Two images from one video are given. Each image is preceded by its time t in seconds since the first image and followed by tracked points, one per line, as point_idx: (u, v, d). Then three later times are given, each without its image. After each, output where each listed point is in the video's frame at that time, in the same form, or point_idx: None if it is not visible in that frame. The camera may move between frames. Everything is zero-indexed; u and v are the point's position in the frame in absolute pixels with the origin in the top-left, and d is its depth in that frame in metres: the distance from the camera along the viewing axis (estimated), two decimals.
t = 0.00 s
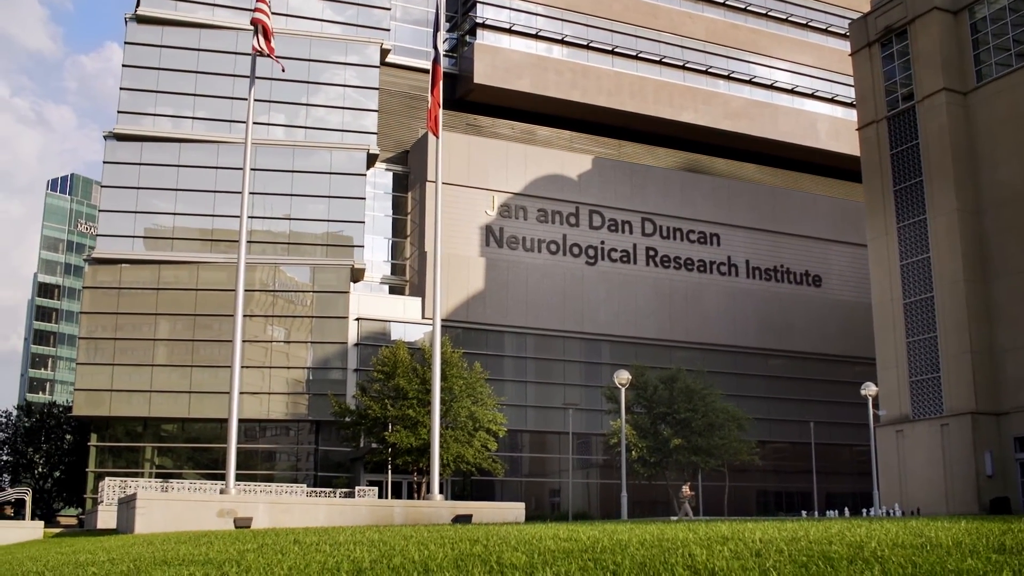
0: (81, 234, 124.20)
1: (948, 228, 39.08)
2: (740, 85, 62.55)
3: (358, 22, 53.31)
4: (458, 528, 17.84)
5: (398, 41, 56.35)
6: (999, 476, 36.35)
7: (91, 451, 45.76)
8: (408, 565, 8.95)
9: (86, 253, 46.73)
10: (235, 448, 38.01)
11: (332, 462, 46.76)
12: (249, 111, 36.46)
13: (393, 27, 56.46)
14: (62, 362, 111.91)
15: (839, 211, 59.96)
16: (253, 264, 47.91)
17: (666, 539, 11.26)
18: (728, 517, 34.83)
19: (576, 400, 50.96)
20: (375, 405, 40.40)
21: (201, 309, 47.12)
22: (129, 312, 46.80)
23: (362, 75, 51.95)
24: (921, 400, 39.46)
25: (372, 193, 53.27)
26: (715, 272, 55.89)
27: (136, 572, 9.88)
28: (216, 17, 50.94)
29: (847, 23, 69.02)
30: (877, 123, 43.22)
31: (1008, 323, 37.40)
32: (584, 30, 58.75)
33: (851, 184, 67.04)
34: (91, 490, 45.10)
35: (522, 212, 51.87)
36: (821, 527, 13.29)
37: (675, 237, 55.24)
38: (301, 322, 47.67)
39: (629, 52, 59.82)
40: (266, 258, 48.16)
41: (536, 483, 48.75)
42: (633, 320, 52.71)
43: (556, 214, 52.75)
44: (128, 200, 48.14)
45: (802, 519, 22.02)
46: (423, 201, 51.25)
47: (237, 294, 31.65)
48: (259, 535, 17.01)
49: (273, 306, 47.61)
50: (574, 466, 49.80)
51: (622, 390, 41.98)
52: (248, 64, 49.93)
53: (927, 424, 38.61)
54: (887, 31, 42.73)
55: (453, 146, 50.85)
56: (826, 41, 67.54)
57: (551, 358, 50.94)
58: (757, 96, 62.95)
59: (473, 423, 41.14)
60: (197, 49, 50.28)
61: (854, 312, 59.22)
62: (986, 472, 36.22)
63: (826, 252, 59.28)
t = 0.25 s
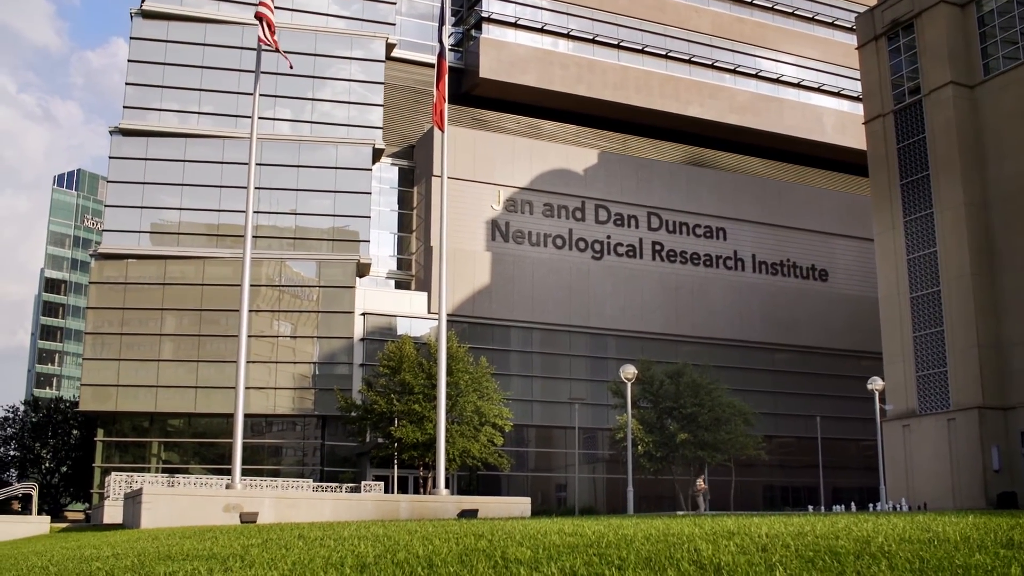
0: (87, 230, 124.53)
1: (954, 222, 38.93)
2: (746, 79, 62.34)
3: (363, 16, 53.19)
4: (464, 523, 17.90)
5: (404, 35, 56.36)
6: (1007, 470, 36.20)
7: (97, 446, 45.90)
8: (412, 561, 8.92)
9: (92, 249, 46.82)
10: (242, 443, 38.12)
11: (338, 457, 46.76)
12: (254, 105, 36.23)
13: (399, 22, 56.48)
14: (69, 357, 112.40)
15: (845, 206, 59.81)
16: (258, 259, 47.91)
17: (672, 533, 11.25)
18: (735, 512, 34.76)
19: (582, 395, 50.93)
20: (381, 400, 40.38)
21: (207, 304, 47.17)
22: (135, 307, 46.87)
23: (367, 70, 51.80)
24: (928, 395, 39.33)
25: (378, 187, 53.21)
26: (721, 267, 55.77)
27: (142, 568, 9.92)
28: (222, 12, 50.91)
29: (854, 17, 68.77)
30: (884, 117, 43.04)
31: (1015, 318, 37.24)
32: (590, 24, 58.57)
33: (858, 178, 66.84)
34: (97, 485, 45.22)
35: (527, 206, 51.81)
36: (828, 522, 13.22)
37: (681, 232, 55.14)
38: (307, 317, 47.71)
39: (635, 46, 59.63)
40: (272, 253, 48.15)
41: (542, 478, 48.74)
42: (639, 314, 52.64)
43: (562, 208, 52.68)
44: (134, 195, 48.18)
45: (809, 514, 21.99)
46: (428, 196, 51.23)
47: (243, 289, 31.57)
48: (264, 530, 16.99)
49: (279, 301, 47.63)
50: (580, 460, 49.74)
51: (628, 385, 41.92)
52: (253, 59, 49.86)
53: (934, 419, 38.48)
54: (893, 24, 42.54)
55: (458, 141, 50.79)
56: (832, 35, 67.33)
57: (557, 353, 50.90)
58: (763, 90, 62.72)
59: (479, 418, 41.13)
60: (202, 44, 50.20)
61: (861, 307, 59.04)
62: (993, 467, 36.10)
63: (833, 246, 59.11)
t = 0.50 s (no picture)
0: (93, 227, 124.84)
1: (960, 219, 38.80)
2: (751, 76, 62.17)
3: (368, 13, 53.12)
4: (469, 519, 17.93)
5: (408, 33, 55.93)
6: (1012, 468, 36.09)
7: (102, 444, 45.99)
8: (415, 559, 8.88)
9: (98, 247, 46.85)
10: (246, 440, 38.13)
11: (343, 454, 46.75)
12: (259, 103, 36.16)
13: (403, 19, 56.11)
14: (74, 355, 112.72)
15: (851, 203, 59.66)
16: (263, 257, 47.86)
17: (677, 530, 11.21)
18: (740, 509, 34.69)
19: (587, 392, 50.88)
20: (386, 397, 40.37)
21: (211, 302, 47.17)
22: (140, 305, 46.88)
23: (371, 67, 51.76)
24: (933, 392, 39.22)
25: (383, 185, 53.31)
26: (726, 264, 55.67)
27: (146, 565, 9.86)
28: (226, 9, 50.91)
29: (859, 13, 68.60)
30: (889, 113, 42.90)
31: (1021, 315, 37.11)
32: (594, 21, 58.47)
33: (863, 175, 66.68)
34: (103, 482, 45.28)
35: (532, 204, 51.77)
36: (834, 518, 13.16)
37: (686, 229, 55.05)
38: (312, 314, 47.66)
39: (640, 43, 59.51)
40: (277, 251, 48.11)
41: (547, 476, 48.69)
42: (644, 312, 52.57)
43: (566, 205, 52.60)
44: (138, 193, 48.21)
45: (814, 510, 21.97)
46: (433, 193, 51.19)
47: (247, 287, 31.51)
48: (269, 527, 16.96)
49: (283, 298, 47.60)
50: (585, 458, 49.70)
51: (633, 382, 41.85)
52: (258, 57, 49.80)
53: (940, 416, 38.38)
54: (899, 21, 42.39)
55: (463, 138, 50.72)
56: (837, 31, 67.17)
57: (562, 350, 50.84)
58: (768, 86, 62.55)
59: (484, 416, 41.10)
60: (207, 42, 50.21)
61: (866, 304, 58.91)
62: (999, 464, 35.98)
63: (838, 244, 58.97)
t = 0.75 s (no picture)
0: (95, 227, 124.98)
1: (963, 217, 38.73)
2: (755, 74, 62.08)
3: (371, 12, 53.14)
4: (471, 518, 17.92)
5: (411, 32, 55.90)
6: (1016, 466, 36.03)
7: (106, 443, 46.06)
8: (417, 557, 8.87)
9: (101, 245, 46.88)
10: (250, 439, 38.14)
11: (347, 453, 46.77)
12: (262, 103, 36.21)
13: (406, 18, 55.92)
14: (77, 355, 113.10)
15: (854, 201, 59.59)
16: (266, 256, 47.84)
17: (679, 529, 11.22)
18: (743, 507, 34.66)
19: (590, 392, 50.87)
20: (389, 396, 40.38)
21: (214, 301, 47.21)
22: (143, 304, 46.91)
23: (374, 66, 51.79)
24: (936, 391, 39.17)
25: (385, 184, 53.29)
26: (729, 263, 55.63)
27: (147, 564, 9.85)
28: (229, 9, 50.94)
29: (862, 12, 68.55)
30: (892, 112, 42.82)
31: None
32: (597, 20, 58.45)
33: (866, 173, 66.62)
34: (105, 481, 45.33)
35: (535, 203, 51.77)
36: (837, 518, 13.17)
37: (689, 228, 55.03)
38: (314, 314, 47.63)
39: (643, 41, 59.48)
40: (280, 250, 48.11)
41: (550, 475, 48.66)
42: (647, 310, 52.55)
43: (569, 204, 52.58)
44: (141, 192, 48.23)
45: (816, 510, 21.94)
46: (436, 192, 51.18)
47: (249, 286, 31.49)
48: (270, 527, 16.96)
49: (286, 297, 47.55)
50: (588, 457, 49.69)
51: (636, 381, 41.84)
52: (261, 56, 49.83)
53: (943, 415, 38.33)
54: (902, 19, 42.32)
55: (466, 137, 50.71)
56: (840, 30, 67.12)
57: (565, 349, 50.83)
58: (772, 85, 62.47)
59: (486, 415, 41.12)
60: (210, 41, 50.26)
61: (869, 303, 58.86)
62: (1002, 463, 35.92)
63: (842, 243, 58.90)
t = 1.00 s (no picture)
0: (97, 226, 125.06)
1: (965, 216, 38.67)
2: (756, 73, 62.00)
3: (373, 11, 53.13)
4: (472, 517, 17.90)
5: (413, 31, 55.93)
6: (1018, 465, 35.97)
7: (107, 442, 46.09)
8: (417, 557, 8.87)
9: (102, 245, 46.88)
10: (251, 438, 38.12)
11: (348, 452, 46.79)
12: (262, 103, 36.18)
13: (408, 18, 56.10)
14: (79, 354, 113.12)
15: (856, 200, 59.53)
16: (267, 255, 47.83)
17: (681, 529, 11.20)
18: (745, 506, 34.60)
19: (592, 391, 50.83)
20: (390, 395, 40.37)
21: (216, 300, 47.21)
22: (144, 303, 46.91)
23: (375, 65, 51.78)
24: (938, 390, 39.13)
25: (387, 183, 53.27)
26: (731, 262, 55.58)
27: (146, 563, 9.85)
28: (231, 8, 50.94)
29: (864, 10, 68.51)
30: (894, 111, 42.76)
31: None
32: (598, 18, 58.42)
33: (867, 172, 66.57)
34: (107, 480, 45.35)
35: (537, 202, 51.74)
36: (839, 517, 13.14)
37: (691, 226, 55.00)
38: (315, 313, 47.62)
39: (644, 40, 59.42)
40: (281, 249, 48.09)
41: (552, 473, 48.61)
42: (648, 309, 52.52)
43: (571, 203, 52.55)
44: (142, 191, 48.23)
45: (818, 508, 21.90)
46: (437, 191, 51.17)
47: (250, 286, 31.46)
48: (270, 525, 16.94)
49: (288, 297, 47.55)
50: (589, 456, 49.66)
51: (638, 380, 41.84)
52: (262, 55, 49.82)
53: (945, 414, 38.28)
54: (904, 18, 42.24)
55: (467, 136, 50.68)
56: (841, 29, 67.08)
57: (567, 348, 50.81)
58: (773, 84, 62.40)
59: (487, 414, 41.10)
60: (211, 40, 50.26)
61: (871, 302, 58.81)
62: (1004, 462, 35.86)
63: (843, 241, 58.85)
